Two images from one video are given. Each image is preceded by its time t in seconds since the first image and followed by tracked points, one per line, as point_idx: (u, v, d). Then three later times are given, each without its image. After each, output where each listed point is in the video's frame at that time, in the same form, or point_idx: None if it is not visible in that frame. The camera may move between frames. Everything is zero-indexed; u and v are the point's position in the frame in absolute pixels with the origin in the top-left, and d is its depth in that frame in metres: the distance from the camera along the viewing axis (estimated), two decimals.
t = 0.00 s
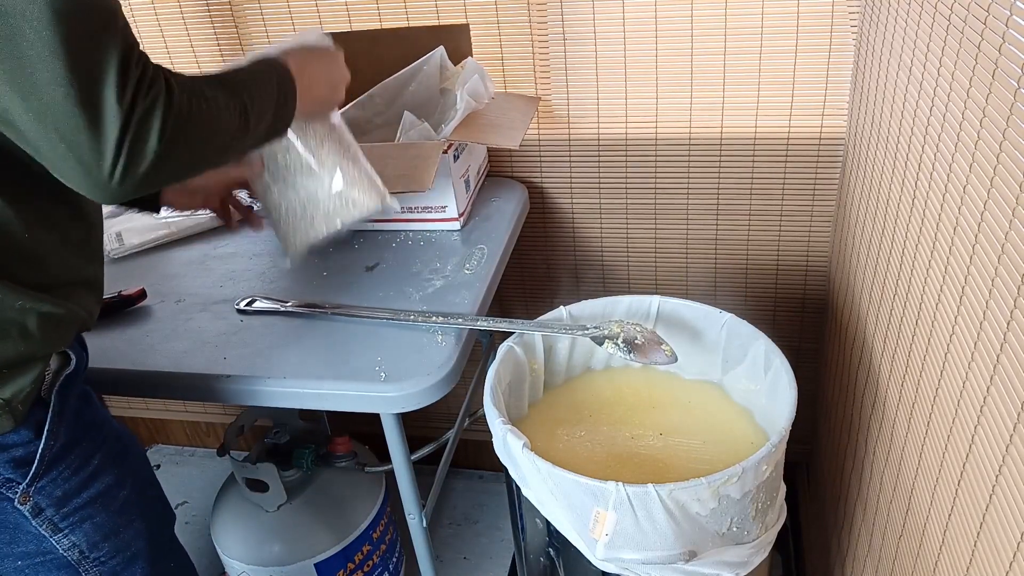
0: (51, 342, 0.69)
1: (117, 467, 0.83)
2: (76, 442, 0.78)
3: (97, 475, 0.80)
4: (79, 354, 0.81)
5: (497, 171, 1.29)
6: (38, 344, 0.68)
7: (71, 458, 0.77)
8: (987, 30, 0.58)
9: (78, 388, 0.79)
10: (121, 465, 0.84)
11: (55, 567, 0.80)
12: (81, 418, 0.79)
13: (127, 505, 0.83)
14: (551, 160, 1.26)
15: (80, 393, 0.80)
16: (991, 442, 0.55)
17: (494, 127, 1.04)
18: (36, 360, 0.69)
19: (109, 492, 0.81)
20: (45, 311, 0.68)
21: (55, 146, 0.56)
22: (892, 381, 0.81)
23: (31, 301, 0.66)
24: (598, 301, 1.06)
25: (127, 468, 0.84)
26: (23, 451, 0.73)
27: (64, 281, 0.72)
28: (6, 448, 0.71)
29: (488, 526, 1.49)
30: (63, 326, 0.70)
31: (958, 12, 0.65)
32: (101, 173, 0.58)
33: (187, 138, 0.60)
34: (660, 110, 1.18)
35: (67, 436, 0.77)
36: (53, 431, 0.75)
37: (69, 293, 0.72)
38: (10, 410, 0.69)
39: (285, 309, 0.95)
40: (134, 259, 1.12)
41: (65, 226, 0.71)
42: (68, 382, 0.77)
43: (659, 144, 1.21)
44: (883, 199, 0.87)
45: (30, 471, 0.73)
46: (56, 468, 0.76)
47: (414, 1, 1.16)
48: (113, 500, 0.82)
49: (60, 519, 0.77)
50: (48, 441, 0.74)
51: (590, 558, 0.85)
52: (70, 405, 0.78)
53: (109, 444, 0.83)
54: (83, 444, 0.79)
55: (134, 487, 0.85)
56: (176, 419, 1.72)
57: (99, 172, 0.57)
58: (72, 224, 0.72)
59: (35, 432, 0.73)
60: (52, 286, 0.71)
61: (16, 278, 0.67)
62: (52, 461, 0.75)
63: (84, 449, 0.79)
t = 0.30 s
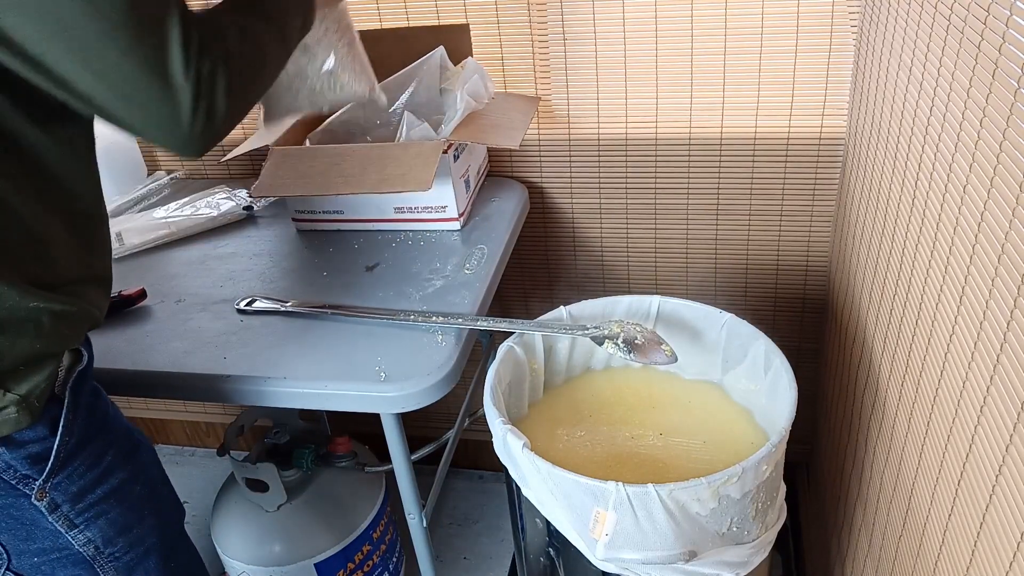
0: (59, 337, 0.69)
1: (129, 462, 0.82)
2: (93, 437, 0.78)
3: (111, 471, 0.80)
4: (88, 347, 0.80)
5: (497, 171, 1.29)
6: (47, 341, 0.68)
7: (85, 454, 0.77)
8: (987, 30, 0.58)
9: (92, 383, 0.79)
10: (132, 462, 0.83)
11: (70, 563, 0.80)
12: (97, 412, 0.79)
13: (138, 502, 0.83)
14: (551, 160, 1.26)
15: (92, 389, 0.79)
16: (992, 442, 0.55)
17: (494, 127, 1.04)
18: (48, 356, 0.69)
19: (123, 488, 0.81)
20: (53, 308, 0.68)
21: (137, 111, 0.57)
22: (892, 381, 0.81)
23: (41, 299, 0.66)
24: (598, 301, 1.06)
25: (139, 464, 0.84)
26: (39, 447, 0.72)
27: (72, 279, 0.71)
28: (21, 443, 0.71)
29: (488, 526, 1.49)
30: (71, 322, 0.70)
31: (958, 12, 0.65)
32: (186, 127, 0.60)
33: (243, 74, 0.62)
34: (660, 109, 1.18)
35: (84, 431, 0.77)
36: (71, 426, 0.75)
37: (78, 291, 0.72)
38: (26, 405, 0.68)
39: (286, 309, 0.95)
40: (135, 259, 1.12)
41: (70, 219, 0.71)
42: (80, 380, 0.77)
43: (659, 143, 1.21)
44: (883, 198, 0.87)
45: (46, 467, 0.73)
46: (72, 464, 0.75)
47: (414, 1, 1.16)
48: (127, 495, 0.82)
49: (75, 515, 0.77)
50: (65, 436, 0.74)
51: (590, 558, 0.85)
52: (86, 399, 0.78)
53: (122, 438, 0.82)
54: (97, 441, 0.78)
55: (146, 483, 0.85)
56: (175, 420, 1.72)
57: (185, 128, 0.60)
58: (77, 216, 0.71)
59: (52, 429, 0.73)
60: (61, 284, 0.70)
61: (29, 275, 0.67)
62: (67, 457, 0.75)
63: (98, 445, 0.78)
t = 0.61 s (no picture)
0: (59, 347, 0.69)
1: (130, 470, 0.83)
2: (94, 446, 0.78)
3: (112, 480, 0.80)
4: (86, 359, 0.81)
5: (497, 171, 1.29)
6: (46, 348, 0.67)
7: (87, 464, 0.77)
8: (987, 29, 0.58)
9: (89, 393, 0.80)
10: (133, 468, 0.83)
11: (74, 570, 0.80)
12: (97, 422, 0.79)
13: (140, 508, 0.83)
14: (551, 160, 1.26)
15: (90, 398, 0.80)
16: (992, 442, 0.55)
17: (495, 127, 1.04)
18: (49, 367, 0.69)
19: (125, 496, 0.81)
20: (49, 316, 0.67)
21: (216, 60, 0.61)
22: (892, 381, 0.81)
23: (40, 306, 0.66)
24: (598, 301, 1.06)
25: (141, 471, 0.84)
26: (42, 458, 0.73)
27: (68, 288, 0.71)
28: (25, 455, 0.72)
29: (488, 526, 1.49)
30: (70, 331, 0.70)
31: (957, 12, 0.65)
32: (262, 73, 0.64)
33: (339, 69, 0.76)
34: (660, 109, 1.18)
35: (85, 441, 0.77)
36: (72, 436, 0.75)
37: (74, 300, 0.71)
38: (29, 417, 0.68)
39: (285, 309, 0.95)
40: (134, 259, 1.12)
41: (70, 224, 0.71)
42: (78, 388, 0.77)
43: (659, 144, 1.21)
44: (883, 198, 0.87)
45: (49, 477, 0.74)
46: (75, 473, 0.76)
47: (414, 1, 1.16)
48: (130, 503, 0.82)
49: (79, 526, 0.77)
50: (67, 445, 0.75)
51: (590, 557, 0.85)
52: (85, 408, 0.78)
53: (124, 447, 0.83)
54: (98, 450, 0.79)
55: (148, 489, 0.85)
56: (175, 420, 1.72)
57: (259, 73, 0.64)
58: (76, 219, 0.71)
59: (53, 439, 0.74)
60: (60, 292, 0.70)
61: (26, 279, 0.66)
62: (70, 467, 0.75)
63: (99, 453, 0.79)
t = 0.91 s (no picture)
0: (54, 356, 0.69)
1: (125, 476, 0.83)
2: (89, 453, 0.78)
3: (108, 488, 0.80)
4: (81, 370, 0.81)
5: (497, 171, 1.29)
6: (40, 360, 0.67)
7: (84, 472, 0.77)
8: (987, 30, 0.58)
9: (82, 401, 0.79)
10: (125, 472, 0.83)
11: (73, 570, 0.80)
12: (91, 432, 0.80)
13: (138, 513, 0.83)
14: (552, 160, 1.26)
15: (83, 407, 0.79)
16: (991, 443, 0.55)
17: (494, 127, 1.04)
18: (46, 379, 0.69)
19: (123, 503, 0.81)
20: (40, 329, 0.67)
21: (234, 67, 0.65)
22: (892, 381, 0.81)
23: (39, 317, 0.66)
24: (598, 301, 1.06)
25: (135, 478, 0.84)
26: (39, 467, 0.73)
27: (65, 300, 0.71)
28: (20, 466, 0.72)
29: (488, 526, 1.49)
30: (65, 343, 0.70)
31: (958, 12, 0.65)
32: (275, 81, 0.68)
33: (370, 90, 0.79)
34: (660, 109, 1.18)
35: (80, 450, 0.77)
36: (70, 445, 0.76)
37: (68, 313, 0.71)
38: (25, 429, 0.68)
39: (285, 309, 0.95)
40: (135, 259, 1.12)
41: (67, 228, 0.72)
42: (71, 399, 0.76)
43: (659, 144, 1.21)
44: (883, 198, 0.87)
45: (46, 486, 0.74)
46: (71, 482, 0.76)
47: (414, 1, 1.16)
48: (126, 509, 0.82)
49: (77, 535, 0.77)
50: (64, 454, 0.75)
51: (590, 557, 0.85)
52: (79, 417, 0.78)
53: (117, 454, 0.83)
54: (93, 458, 0.79)
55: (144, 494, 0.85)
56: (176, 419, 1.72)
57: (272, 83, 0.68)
58: (74, 228, 0.72)
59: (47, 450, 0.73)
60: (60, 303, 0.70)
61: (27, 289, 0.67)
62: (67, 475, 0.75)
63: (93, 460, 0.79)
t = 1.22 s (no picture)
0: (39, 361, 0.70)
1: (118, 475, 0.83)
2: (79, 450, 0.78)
3: (98, 487, 0.80)
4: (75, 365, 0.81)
5: (497, 171, 1.29)
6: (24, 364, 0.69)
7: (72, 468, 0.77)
8: (987, 30, 0.58)
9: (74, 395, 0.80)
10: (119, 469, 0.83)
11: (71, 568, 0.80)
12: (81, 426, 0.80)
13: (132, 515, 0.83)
14: (551, 161, 1.26)
15: (74, 404, 0.79)
16: (991, 443, 0.55)
17: (494, 127, 1.04)
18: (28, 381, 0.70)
19: (112, 504, 0.81)
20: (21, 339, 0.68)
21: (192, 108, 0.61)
22: (892, 381, 0.81)
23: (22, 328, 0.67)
24: (598, 301, 1.06)
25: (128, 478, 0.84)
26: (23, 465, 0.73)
27: (59, 304, 0.71)
28: (6, 465, 0.72)
29: (488, 526, 1.49)
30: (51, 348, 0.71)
31: (958, 12, 0.65)
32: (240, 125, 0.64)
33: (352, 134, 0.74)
34: (660, 109, 1.18)
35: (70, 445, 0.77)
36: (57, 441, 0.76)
37: (62, 316, 0.72)
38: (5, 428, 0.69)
39: (285, 309, 0.95)
40: (135, 259, 1.12)
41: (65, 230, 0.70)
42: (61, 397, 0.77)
43: (659, 144, 1.21)
44: (883, 198, 0.87)
45: (31, 486, 0.74)
46: (59, 481, 0.76)
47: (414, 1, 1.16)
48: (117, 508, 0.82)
49: (63, 535, 0.78)
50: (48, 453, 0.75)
51: (590, 557, 0.85)
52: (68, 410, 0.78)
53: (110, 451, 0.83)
54: (82, 456, 0.79)
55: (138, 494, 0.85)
56: (175, 419, 1.72)
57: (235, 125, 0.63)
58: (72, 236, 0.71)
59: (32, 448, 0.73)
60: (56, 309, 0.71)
61: (20, 307, 0.67)
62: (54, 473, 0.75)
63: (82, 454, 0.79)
